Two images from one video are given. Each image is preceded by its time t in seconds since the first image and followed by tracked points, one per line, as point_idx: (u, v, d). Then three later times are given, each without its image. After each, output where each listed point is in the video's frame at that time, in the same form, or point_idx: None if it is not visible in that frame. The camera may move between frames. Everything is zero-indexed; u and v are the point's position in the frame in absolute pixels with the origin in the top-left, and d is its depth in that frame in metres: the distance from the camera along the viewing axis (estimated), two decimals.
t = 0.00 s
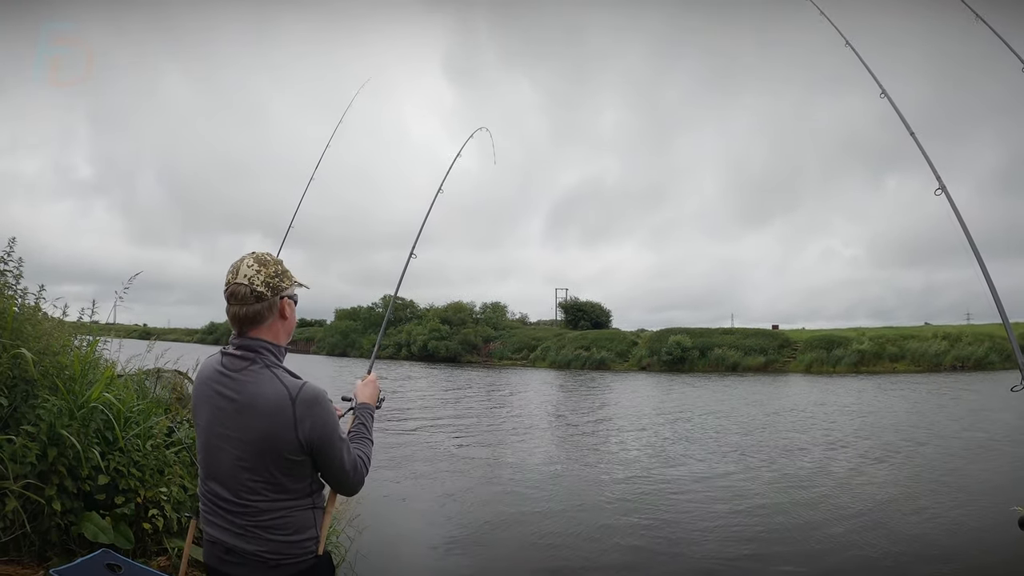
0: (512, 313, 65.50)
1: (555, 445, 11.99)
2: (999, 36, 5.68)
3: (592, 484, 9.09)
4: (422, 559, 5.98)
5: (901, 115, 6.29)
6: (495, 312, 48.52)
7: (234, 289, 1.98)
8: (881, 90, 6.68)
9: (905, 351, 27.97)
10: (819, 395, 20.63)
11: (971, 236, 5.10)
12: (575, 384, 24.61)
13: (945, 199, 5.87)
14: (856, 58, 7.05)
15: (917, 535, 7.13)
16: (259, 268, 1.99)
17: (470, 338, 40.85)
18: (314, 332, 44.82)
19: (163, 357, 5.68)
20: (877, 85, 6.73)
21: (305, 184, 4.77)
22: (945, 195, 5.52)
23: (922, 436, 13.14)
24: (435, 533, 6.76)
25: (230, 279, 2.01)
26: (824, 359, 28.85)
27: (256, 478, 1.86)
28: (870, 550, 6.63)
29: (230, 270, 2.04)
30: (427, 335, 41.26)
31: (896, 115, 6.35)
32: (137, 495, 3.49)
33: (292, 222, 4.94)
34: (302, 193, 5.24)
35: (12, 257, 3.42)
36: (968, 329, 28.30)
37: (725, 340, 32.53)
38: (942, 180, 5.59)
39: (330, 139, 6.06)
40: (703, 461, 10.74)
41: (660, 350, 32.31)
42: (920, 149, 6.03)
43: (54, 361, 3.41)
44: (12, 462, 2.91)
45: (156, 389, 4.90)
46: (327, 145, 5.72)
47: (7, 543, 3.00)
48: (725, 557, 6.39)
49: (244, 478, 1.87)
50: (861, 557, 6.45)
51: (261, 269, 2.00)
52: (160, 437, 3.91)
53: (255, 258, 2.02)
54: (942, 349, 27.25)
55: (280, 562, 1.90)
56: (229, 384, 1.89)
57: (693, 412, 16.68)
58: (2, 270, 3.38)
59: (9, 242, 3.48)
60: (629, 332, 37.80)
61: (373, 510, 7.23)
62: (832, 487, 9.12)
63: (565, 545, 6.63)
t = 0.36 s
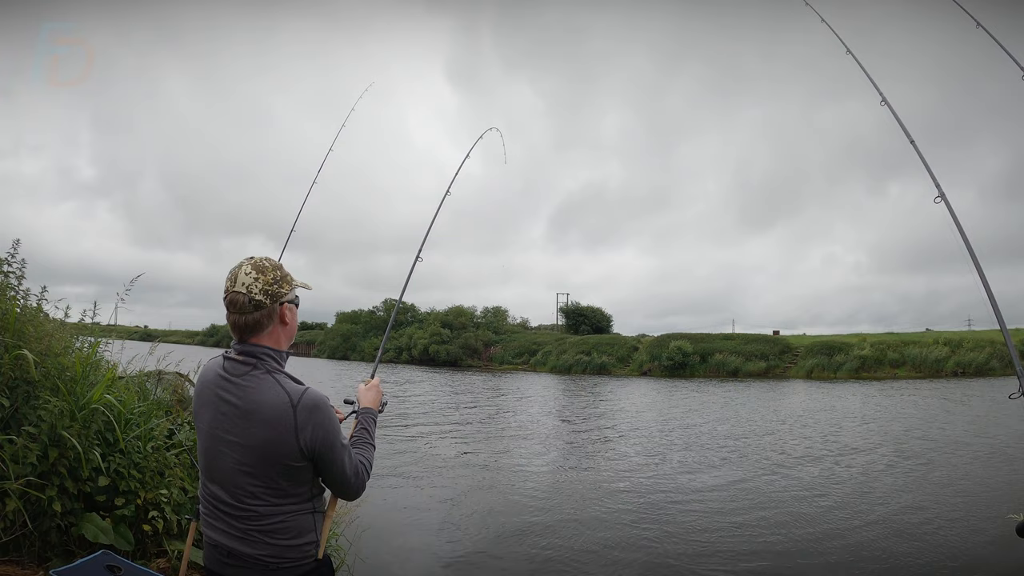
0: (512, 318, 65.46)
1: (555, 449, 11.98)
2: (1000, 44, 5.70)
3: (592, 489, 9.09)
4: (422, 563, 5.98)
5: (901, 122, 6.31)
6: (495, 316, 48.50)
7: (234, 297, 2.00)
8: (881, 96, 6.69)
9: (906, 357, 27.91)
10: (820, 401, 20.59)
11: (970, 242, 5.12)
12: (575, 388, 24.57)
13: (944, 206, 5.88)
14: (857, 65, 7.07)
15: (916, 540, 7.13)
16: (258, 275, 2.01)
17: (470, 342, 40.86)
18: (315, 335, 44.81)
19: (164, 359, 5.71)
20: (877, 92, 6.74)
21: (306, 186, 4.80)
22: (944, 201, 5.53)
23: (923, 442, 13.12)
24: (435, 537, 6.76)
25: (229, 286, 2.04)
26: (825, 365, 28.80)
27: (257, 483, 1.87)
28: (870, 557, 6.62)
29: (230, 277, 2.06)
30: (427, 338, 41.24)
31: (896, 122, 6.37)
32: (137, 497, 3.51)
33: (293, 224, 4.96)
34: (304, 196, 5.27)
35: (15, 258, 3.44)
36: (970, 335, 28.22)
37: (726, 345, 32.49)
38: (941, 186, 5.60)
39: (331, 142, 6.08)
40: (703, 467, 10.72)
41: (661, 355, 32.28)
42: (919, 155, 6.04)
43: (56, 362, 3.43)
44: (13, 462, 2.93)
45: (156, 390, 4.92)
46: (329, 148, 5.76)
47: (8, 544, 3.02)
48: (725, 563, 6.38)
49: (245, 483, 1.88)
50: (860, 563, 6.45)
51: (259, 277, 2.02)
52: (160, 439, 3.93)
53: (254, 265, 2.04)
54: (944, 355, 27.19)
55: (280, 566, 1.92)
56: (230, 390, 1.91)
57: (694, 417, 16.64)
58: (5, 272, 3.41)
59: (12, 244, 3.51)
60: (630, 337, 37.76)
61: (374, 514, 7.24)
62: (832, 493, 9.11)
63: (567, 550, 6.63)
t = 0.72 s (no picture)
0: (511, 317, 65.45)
1: (554, 448, 11.99)
2: (998, 43, 5.70)
3: (591, 488, 9.11)
4: (419, 561, 5.99)
5: (898, 120, 6.32)
6: (494, 315, 48.49)
7: (226, 296, 2.01)
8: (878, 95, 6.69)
9: (904, 355, 27.97)
10: (818, 399, 20.65)
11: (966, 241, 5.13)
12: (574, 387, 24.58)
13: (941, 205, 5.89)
14: (854, 64, 7.07)
15: (912, 538, 7.17)
16: (250, 274, 2.01)
17: (469, 341, 40.87)
18: (313, 335, 44.76)
19: (162, 358, 5.70)
20: (874, 91, 6.74)
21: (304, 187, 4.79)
22: (940, 200, 5.55)
23: (920, 440, 13.16)
24: (433, 535, 6.78)
25: (221, 286, 2.04)
26: (823, 363, 28.87)
27: (253, 483, 1.88)
28: (868, 555, 6.63)
29: (223, 276, 2.06)
30: (426, 337, 41.23)
31: (893, 121, 6.37)
32: (136, 496, 3.51)
33: (291, 223, 4.96)
34: (303, 195, 5.27)
35: (11, 257, 3.43)
36: (967, 334, 28.29)
37: (725, 344, 32.54)
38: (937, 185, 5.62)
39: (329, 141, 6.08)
40: (701, 465, 10.74)
41: (659, 354, 32.29)
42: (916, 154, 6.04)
43: (54, 361, 3.43)
44: (10, 461, 2.92)
45: (154, 389, 4.91)
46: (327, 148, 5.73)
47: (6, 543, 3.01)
48: (724, 561, 6.39)
49: (241, 482, 1.89)
50: (856, 560, 6.49)
51: (252, 276, 2.02)
52: (157, 438, 3.93)
53: (246, 263, 2.04)
54: (941, 353, 27.25)
55: (276, 565, 1.92)
56: (226, 389, 1.91)
57: (692, 416, 16.66)
58: (2, 271, 3.40)
59: (9, 242, 3.50)
60: (628, 336, 37.79)
61: (372, 512, 7.24)
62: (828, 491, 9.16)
63: (564, 548, 6.66)
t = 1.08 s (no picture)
0: (513, 320, 65.46)
1: (557, 451, 11.97)
2: (1001, 43, 5.69)
3: (594, 491, 9.08)
4: (423, 565, 5.97)
5: (899, 122, 6.31)
6: (496, 318, 48.47)
7: (230, 297, 2.01)
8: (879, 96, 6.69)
9: (907, 356, 27.88)
10: (821, 401, 20.57)
11: (968, 241, 5.13)
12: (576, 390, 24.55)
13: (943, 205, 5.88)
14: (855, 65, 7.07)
15: (918, 539, 7.14)
16: (254, 276, 2.02)
17: (471, 344, 40.84)
18: (315, 339, 44.78)
19: (165, 362, 5.70)
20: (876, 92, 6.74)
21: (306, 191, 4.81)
22: (942, 200, 5.54)
23: (925, 442, 13.11)
24: (435, 538, 6.77)
25: (226, 287, 2.04)
26: (826, 365, 28.79)
27: (250, 490, 1.87)
28: (873, 556, 6.59)
29: (227, 278, 2.07)
30: (428, 341, 41.22)
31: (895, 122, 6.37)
32: (139, 500, 3.51)
33: (293, 226, 4.97)
34: (305, 198, 5.27)
35: (15, 262, 3.44)
36: (971, 334, 28.18)
37: (727, 346, 32.47)
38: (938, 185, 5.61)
39: (331, 145, 6.10)
40: (705, 468, 10.70)
41: (661, 356, 32.23)
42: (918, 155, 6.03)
43: (57, 366, 3.43)
44: (14, 466, 2.92)
45: (157, 394, 4.91)
46: (329, 152, 5.74)
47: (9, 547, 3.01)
48: (728, 563, 6.36)
49: (239, 489, 1.88)
50: (862, 561, 6.46)
51: (256, 277, 2.02)
52: (160, 443, 3.92)
53: (251, 265, 2.04)
54: (945, 354, 27.15)
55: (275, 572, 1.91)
56: (224, 394, 1.90)
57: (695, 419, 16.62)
58: (5, 276, 3.41)
59: (12, 247, 3.50)
60: (630, 338, 37.73)
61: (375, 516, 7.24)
62: (833, 493, 9.12)
63: (567, 551, 6.64)
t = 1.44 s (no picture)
0: (509, 320, 65.45)
1: (552, 452, 12.00)
2: (992, 46, 5.75)
3: (590, 491, 9.13)
4: (419, 566, 6.01)
5: (892, 124, 6.37)
6: (491, 318, 48.49)
7: (233, 293, 2.04)
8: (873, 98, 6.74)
9: (902, 356, 28.04)
10: (816, 401, 20.70)
11: (959, 243, 5.20)
12: (572, 391, 24.60)
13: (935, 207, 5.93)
14: (849, 68, 7.13)
15: (910, 539, 7.23)
16: (257, 275, 2.06)
17: (467, 345, 40.83)
18: (310, 340, 44.67)
19: (159, 364, 5.70)
20: (869, 94, 6.79)
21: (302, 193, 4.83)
22: (934, 203, 5.60)
23: (919, 441, 13.21)
24: (431, 539, 6.81)
25: (229, 284, 2.08)
26: (821, 365, 28.93)
27: (241, 487, 1.90)
28: (866, 557, 6.66)
29: (231, 277, 2.10)
30: (424, 341, 41.19)
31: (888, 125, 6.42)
32: (134, 502, 3.53)
33: (289, 229, 5.00)
34: (301, 201, 5.29)
35: (8, 264, 3.44)
36: (965, 334, 28.38)
37: (723, 346, 32.59)
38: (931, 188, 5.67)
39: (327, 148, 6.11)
40: (700, 468, 10.77)
41: (657, 356, 32.31)
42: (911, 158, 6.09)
43: (51, 368, 3.44)
44: (8, 468, 2.94)
45: (152, 396, 4.91)
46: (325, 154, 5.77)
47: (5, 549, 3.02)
48: (722, 564, 6.43)
49: (231, 485, 1.91)
50: (854, 562, 6.54)
51: (259, 276, 2.06)
52: (155, 445, 3.93)
53: (255, 265, 2.08)
54: (939, 354, 27.33)
55: (264, 572, 1.94)
56: (220, 390, 1.93)
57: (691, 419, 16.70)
58: None
59: (7, 250, 3.51)
60: (626, 339, 37.83)
61: (370, 517, 7.27)
62: (827, 493, 9.20)
63: (561, 551, 6.70)
